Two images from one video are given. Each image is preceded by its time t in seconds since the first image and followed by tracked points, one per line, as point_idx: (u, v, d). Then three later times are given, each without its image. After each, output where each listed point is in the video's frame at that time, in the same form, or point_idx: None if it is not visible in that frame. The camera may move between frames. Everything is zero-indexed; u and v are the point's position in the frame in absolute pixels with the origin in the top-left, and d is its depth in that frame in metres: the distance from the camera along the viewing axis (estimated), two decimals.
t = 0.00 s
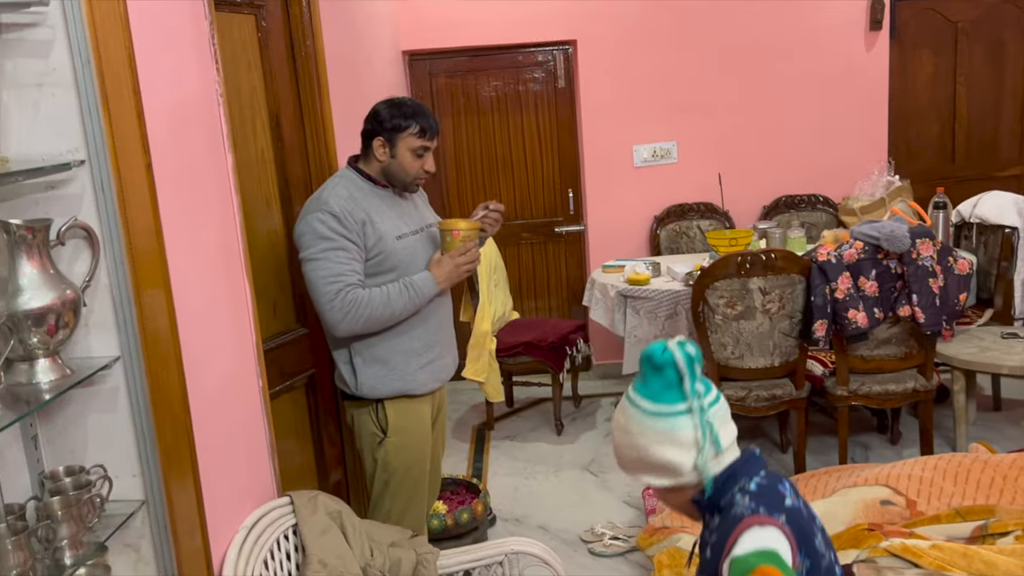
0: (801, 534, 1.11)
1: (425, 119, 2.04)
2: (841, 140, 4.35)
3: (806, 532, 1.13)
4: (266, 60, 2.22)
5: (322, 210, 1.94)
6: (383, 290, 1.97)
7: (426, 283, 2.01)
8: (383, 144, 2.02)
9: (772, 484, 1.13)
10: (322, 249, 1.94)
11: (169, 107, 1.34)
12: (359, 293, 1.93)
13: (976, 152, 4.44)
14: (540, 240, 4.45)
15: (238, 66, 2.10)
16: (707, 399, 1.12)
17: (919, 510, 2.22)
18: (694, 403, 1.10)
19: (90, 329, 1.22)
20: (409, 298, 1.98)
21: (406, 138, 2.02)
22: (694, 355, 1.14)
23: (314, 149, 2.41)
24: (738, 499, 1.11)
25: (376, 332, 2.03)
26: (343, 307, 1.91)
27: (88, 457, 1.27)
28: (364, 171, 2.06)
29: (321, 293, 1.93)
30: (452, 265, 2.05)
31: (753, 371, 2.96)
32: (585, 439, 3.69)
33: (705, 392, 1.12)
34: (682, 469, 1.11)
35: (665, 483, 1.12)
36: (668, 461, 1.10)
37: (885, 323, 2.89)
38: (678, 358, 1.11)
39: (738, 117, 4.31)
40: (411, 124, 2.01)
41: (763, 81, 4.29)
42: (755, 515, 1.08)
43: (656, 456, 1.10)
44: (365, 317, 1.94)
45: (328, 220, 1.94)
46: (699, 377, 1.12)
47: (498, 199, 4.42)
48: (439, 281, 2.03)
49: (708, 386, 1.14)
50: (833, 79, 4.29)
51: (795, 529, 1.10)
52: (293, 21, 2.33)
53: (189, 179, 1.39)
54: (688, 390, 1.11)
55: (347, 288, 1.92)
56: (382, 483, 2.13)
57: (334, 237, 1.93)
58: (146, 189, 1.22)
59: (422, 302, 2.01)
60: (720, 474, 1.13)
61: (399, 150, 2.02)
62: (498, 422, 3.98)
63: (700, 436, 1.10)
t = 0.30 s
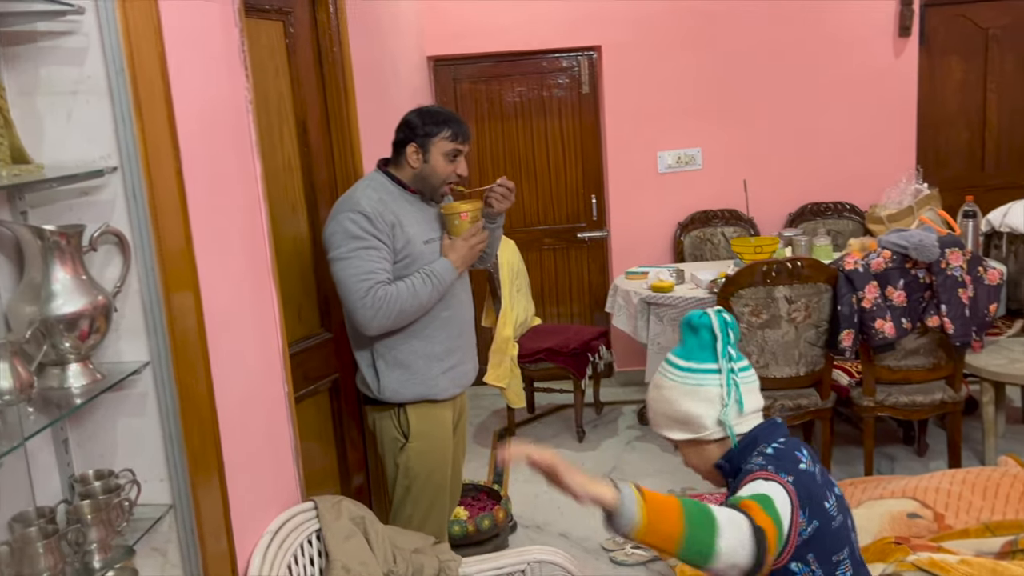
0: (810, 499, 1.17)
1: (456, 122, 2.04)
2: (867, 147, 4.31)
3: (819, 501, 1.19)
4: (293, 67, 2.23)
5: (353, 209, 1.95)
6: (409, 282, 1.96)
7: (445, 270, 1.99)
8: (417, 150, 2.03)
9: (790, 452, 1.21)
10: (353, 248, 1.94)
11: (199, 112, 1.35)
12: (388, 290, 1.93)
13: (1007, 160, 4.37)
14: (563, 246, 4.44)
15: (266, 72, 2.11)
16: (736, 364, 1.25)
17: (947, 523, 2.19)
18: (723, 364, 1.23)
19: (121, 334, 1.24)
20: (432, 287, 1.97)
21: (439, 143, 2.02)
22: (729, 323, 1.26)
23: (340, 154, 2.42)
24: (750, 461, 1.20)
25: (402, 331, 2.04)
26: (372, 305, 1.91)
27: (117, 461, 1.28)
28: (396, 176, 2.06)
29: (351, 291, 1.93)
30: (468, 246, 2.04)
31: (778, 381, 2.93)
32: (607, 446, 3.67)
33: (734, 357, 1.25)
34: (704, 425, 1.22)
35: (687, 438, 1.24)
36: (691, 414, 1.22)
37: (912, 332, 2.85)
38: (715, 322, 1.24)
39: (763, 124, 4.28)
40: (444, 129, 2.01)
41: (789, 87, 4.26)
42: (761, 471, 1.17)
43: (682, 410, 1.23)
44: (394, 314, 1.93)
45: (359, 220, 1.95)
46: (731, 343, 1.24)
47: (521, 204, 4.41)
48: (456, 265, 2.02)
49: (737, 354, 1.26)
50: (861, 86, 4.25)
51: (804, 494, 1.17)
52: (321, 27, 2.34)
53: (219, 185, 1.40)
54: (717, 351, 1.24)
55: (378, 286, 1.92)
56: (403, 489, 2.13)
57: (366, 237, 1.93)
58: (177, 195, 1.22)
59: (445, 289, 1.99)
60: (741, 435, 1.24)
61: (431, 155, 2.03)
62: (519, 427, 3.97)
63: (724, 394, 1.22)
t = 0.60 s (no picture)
0: (782, 504, 1.30)
1: (488, 136, 2.04)
2: (892, 154, 4.27)
3: (794, 508, 1.31)
4: (319, 75, 2.25)
5: (380, 215, 1.96)
6: (432, 288, 1.96)
7: (468, 278, 2.00)
8: (446, 159, 2.03)
9: (786, 462, 1.32)
10: (379, 254, 1.95)
11: (229, 121, 1.37)
12: (412, 296, 1.93)
13: None
14: (583, 252, 4.44)
15: (292, 80, 2.13)
16: (771, 366, 1.34)
17: (973, 536, 2.15)
18: (756, 364, 1.33)
19: (151, 341, 1.25)
20: (454, 294, 1.97)
21: (468, 155, 2.02)
22: (777, 326, 1.34)
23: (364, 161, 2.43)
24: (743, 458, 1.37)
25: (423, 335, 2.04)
26: (396, 309, 1.92)
27: (145, 466, 1.29)
28: (424, 184, 2.08)
29: (376, 296, 1.93)
30: (489, 253, 2.04)
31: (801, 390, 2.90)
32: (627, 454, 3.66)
33: (771, 359, 1.33)
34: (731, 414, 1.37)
35: (720, 422, 1.40)
36: (721, 401, 1.38)
37: (938, 342, 2.82)
38: (758, 323, 1.33)
39: (786, 131, 4.26)
40: (475, 141, 2.01)
41: (813, 94, 4.23)
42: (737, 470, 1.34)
43: (716, 395, 1.39)
44: (418, 320, 1.93)
45: (386, 226, 1.96)
46: (771, 344, 1.33)
47: (541, 210, 4.42)
48: (478, 273, 2.02)
49: (779, 356, 1.34)
50: (885, 93, 4.22)
51: (772, 498, 1.30)
52: (346, 35, 2.36)
53: (247, 194, 1.42)
54: (754, 352, 1.34)
55: (402, 292, 1.93)
56: (424, 495, 2.14)
57: (392, 242, 1.95)
58: (206, 204, 1.24)
59: (468, 299, 2.00)
60: (760, 431, 1.36)
61: (459, 165, 2.03)
62: (539, 434, 3.97)
63: (750, 393, 1.34)
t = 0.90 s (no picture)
0: (709, 481, 1.34)
1: (500, 146, 2.04)
2: (902, 159, 4.26)
3: (724, 487, 1.33)
4: (330, 79, 2.26)
5: (387, 221, 1.97)
6: (437, 294, 1.96)
7: (473, 284, 2.00)
8: (456, 164, 2.04)
9: (722, 444, 1.36)
10: (385, 259, 1.96)
11: (241, 126, 1.37)
12: (415, 301, 1.93)
13: None
14: (591, 256, 4.43)
15: (303, 85, 2.14)
16: (754, 357, 1.39)
17: (984, 543, 2.14)
18: (741, 351, 1.40)
19: (162, 346, 1.26)
20: (459, 300, 1.97)
21: (479, 164, 2.02)
22: (767, 321, 1.39)
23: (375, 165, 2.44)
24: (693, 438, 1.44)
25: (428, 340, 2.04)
26: (400, 315, 1.92)
27: (156, 470, 1.30)
28: (433, 188, 2.08)
29: (379, 302, 1.94)
30: (496, 261, 2.05)
31: (810, 395, 2.89)
32: (636, 459, 3.65)
33: (755, 351, 1.39)
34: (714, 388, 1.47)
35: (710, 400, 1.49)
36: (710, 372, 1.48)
37: (949, 348, 2.81)
38: (750, 314, 1.40)
39: (795, 135, 4.25)
40: (486, 151, 2.01)
41: (822, 98, 4.22)
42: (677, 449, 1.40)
43: (711, 373, 1.48)
44: (421, 325, 1.93)
45: (392, 231, 1.97)
46: (759, 335, 1.39)
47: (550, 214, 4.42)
48: (484, 279, 2.03)
49: (763, 349, 1.39)
50: (895, 97, 4.21)
51: (704, 476, 1.34)
52: (357, 40, 2.37)
53: (258, 200, 1.42)
54: (744, 342, 1.41)
55: (406, 298, 1.93)
56: (431, 499, 2.14)
57: (398, 248, 1.95)
58: (218, 211, 1.24)
59: (472, 304, 2.00)
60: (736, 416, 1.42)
61: (469, 173, 2.03)
62: (548, 438, 3.96)
63: (732, 377, 1.41)
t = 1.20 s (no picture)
0: (659, 437, 1.49)
1: (494, 146, 2.02)
2: (908, 163, 4.25)
3: (671, 444, 1.48)
4: (334, 83, 2.27)
5: (389, 225, 1.98)
6: (436, 299, 1.97)
7: (474, 287, 1.99)
8: (453, 168, 2.04)
9: (665, 403, 1.52)
10: (386, 262, 1.97)
11: (247, 132, 1.38)
12: (415, 306, 1.94)
13: None
14: (596, 260, 4.43)
15: (308, 89, 2.14)
16: (689, 325, 1.52)
17: (990, 548, 2.13)
18: (677, 322, 1.52)
19: (167, 350, 1.26)
20: (459, 305, 1.97)
21: (474, 166, 2.01)
22: (696, 292, 1.52)
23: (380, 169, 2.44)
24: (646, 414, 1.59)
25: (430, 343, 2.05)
26: (398, 319, 1.92)
27: (161, 475, 1.30)
28: (437, 192, 2.08)
29: (379, 306, 1.95)
30: (500, 266, 2.03)
31: (816, 400, 2.89)
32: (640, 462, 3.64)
33: (690, 319, 1.52)
34: (656, 360, 1.58)
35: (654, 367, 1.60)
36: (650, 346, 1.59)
37: (955, 353, 2.80)
38: (681, 288, 1.53)
39: (800, 139, 4.25)
40: (479, 152, 2.00)
41: (827, 102, 4.22)
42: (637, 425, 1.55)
43: (650, 344, 1.59)
44: (420, 329, 1.94)
45: (394, 235, 1.97)
46: (691, 306, 1.52)
47: (555, 218, 4.42)
48: (486, 286, 2.01)
49: (696, 318, 1.52)
50: (901, 101, 4.20)
51: (653, 437, 1.49)
52: (362, 43, 2.37)
53: (264, 205, 1.42)
54: (680, 314, 1.53)
55: (405, 302, 1.94)
56: (434, 503, 2.13)
57: (398, 252, 1.96)
58: (223, 216, 1.25)
59: (473, 307, 1.99)
60: (679, 379, 1.53)
61: (466, 175, 2.02)
62: (552, 441, 3.96)
63: (672, 345, 1.53)
